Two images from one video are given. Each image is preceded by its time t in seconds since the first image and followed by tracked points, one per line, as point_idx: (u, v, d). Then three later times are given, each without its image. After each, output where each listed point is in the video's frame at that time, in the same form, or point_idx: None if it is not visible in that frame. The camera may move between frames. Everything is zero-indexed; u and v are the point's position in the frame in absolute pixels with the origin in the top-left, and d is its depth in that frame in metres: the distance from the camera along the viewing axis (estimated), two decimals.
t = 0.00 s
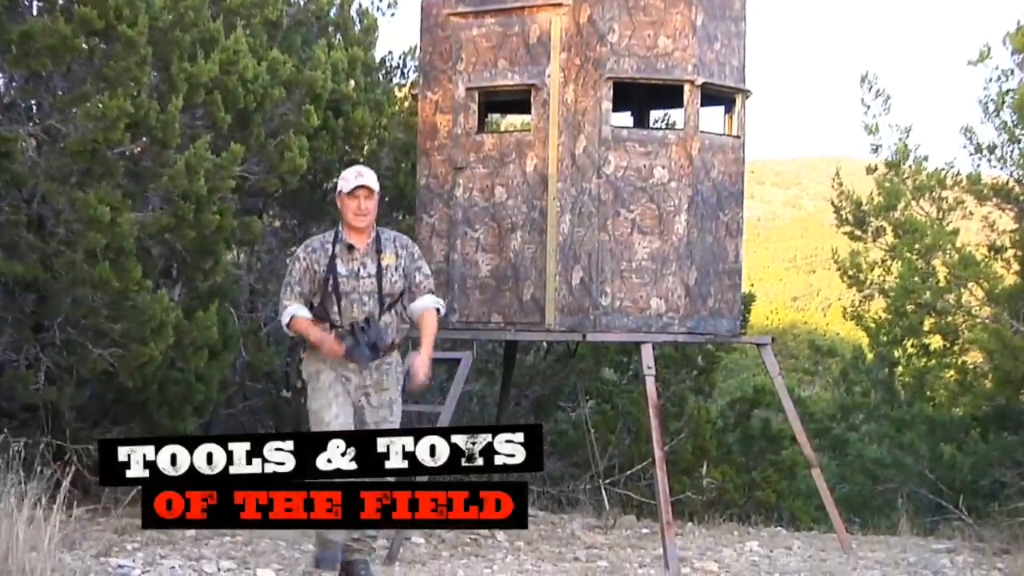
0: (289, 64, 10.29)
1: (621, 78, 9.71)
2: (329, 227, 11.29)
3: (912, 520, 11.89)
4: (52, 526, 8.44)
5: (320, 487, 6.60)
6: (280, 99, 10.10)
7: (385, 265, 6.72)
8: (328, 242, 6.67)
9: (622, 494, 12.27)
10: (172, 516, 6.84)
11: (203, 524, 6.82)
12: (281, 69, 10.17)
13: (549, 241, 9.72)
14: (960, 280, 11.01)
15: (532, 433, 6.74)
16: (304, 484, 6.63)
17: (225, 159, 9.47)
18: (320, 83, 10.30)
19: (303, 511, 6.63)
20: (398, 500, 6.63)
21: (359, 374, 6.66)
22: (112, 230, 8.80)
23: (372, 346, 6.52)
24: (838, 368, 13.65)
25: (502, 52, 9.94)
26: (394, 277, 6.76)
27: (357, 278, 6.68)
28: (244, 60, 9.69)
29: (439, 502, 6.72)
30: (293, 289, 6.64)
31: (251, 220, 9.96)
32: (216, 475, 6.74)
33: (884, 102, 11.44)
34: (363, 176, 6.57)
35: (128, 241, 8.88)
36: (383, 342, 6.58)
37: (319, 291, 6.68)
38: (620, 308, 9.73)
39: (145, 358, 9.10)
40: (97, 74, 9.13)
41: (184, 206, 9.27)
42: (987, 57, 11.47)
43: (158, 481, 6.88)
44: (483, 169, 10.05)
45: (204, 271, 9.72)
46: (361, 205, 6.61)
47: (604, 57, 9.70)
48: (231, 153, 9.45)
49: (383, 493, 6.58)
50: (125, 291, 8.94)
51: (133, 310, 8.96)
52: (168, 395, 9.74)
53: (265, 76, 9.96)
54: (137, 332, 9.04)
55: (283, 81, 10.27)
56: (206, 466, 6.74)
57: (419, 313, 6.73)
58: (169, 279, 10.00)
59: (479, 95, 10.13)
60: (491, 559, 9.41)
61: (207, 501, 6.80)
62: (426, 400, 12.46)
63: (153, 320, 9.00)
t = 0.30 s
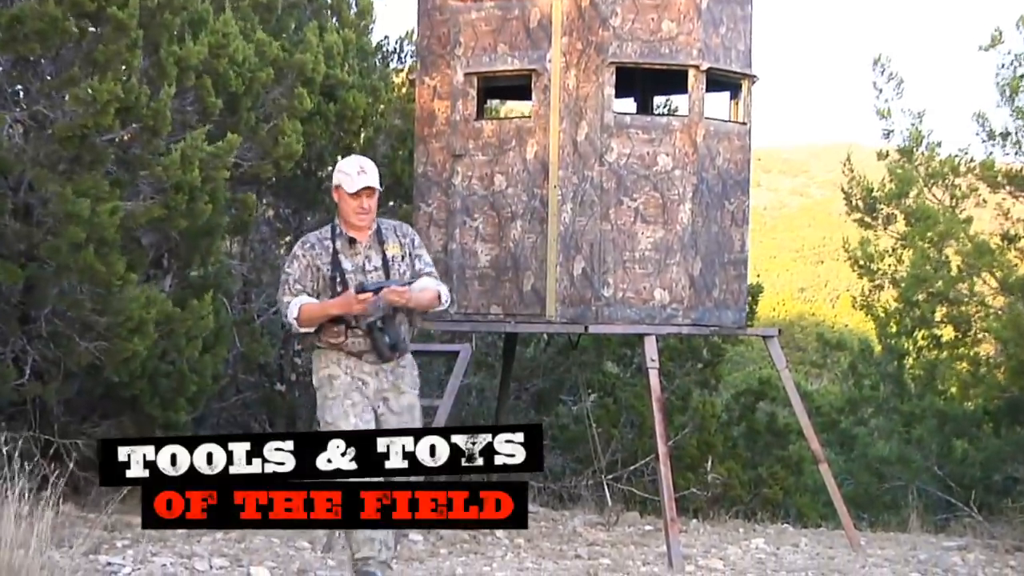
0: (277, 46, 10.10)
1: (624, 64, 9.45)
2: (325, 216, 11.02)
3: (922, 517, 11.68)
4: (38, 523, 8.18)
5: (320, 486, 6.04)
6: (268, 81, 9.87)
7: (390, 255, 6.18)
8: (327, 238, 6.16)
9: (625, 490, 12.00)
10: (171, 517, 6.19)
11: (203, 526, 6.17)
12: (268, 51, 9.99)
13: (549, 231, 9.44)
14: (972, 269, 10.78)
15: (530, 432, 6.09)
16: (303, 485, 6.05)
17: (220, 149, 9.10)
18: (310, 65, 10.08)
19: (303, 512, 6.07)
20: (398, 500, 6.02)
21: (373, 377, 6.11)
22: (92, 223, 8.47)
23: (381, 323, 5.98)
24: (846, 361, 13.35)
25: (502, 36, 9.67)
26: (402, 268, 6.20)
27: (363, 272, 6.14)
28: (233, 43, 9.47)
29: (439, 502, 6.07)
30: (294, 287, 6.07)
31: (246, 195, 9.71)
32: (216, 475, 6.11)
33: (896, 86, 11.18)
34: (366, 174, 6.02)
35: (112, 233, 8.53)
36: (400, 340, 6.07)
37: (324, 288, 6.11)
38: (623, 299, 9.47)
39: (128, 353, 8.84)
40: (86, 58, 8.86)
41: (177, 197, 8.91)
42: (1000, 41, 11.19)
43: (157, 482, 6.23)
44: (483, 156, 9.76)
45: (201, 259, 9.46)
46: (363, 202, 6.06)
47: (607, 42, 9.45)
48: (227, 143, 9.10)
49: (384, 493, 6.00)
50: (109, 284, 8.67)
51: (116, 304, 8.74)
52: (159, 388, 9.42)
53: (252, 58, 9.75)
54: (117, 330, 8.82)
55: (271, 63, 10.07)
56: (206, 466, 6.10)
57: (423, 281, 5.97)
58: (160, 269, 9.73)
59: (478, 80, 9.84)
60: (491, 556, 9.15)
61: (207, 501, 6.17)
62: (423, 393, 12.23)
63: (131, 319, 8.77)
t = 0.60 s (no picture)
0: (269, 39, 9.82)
1: (627, 58, 9.19)
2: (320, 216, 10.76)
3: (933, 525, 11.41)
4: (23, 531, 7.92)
5: (320, 486, 5.67)
6: (260, 76, 9.59)
7: (407, 239, 5.92)
8: (341, 215, 5.85)
9: (628, 496, 11.75)
10: (172, 517, 5.75)
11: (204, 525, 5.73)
12: (259, 44, 9.69)
13: (550, 229, 9.19)
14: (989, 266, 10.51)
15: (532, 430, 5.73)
16: (303, 485, 5.68)
17: (211, 148, 8.80)
18: (306, 62, 9.80)
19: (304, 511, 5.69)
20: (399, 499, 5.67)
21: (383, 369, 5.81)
22: (68, 223, 8.25)
23: (397, 311, 5.72)
24: (855, 363, 13.07)
25: (502, 30, 9.41)
26: (419, 252, 5.95)
27: (378, 254, 5.86)
28: (226, 37, 9.17)
29: (439, 501, 5.67)
30: (304, 265, 5.77)
31: (235, 201, 9.49)
32: (217, 475, 5.69)
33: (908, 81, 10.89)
34: (383, 150, 5.79)
35: (88, 231, 8.29)
36: (413, 328, 5.81)
37: (335, 268, 5.82)
38: (626, 300, 9.21)
39: (107, 362, 8.58)
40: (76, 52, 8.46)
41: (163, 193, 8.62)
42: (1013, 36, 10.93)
43: (158, 482, 5.79)
44: (483, 153, 9.51)
45: (181, 259, 9.20)
46: (379, 180, 5.81)
47: (610, 35, 9.16)
48: (217, 141, 8.80)
49: (384, 492, 5.65)
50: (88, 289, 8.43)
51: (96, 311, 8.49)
52: (150, 392, 9.19)
53: (243, 52, 9.49)
54: (98, 337, 8.57)
55: (262, 56, 9.80)
56: (207, 466, 5.69)
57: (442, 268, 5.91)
58: (150, 270, 9.46)
59: (477, 75, 9.59)
60: (490, 564, 8.89)
61: (208, 501, 5.73)
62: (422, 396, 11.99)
63: (111, 326, 8.50)
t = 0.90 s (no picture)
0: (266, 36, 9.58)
1: (630, 55, 8.98)
2: (317, 216, 10.58)
3: (942, 531, 11.22)
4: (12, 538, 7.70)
5: (320, 486, 5.31)
6: (256, 73, 9.39)
7: (434, 250, 5.64)
8: (369, 215, 5.63)
9: (631, 501, 11.56)
10: (171, 518, 5.43)
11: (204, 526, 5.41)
12: (257, 41, 9.43)
13: (551, 228, 9.02)
14: (997, 267, 10.36)
15: (533, 429, 5.35)
16: (302, 485, 5.31)
17: (198, 141, 8.57)
18: (302, 58, 9.60)
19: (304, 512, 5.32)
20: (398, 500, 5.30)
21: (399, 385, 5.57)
22: (68, 222, 8.09)
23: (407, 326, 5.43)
24: (862, 364, 12.87)
25: (501, 26, 9.22)
26: (445, 265, 5.67)
27: (400, 262, 5.61)
28: (222, 35, 8.98)
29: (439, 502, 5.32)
30: (322, 263, 5.61)
31: (228, 203, 9.28)
32: (216, 475, 5.36)
33: (914, 78, 10.66)
34: (420, 146, 5.58)
35: (88, 232, 8.13)
36: (427, 349, 5.50)
37: (353, 272, 5.63)
38: (628, 301, 9.01)
39: (109, 358, 8.34)
40: (66, 49, 8.26)
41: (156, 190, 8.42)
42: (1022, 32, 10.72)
43: (158, 482, 5.46)
44: (482, 151, 9.32)
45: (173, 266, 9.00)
46: (411, 180, 5.59)
47: (611, 31, 8.96)
48: (204, 135, 8.54)
49: (384, 492, 5.29)
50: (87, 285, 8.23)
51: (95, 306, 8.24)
52: (143, 396, 9.00)
53: (241, 49, 9.25)
54: (99, 332, 8.31)
55: (260, 54, 9.58)
56: (206, 466, 5.36)
57: (468, 294, 5.56)
58: (143, 270, 9.24)
59: (476, 72, 9.40)
60: (490, 571, 8.68)
61: (207, 501, 5.40)
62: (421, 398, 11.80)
63: (113, 320, 8.27)
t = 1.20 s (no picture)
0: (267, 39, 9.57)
1: (629, 55, 8.99)
2: (316, 216, 10.58)
3: (942, 531, 11.22)
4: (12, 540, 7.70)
5: (320, 486, 5.15)
6: (257, 76, 9.39)
7: (439, 236, 5.27)
8: (370, 206, 5.32)
9: (631, 501, 11.56)
10: (172, 518, 5.31)
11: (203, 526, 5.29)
12: (258, 45, 9.45)
13: (551, 229, 9.02)
14: (993, 272, 10.35)
15: (534, 429, 5.10)
16: (302, 485, 5.17)
17: (204, 146, 8.62)
18: (303, 58, 9.61)
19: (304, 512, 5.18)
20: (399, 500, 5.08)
21: (408, 377, 5.22)
22: (78, 220, 8.06)
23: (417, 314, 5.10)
24: (862, 365, 12.87)
25: (501, 26, 9.21)
26: (453, 251, 5.29)
27: (405, 253, 5.28)
28: (223, 38, 8.97)
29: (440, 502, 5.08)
30: (323, 260, 5.34)
31: (233, 196, 9.34)
32: (216, 475, 5.23)
33: (914, 79, 10.65)
34: (408, 130, 5.19)
35: (97, 231, 8.09)
36: (440, 337, 5.17)
37: (358, 266, 5.34)
38: (628, 302, 9.01)
39: (112, 358, 8.32)
40: (66, 53, 8.26)
41: (160, 196, 8.42)
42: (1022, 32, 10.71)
43: (158, 482, 5.36)
44: (482, 152, 9.32)
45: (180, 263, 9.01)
46: (405, 165, 5.22)
47: (611, 32, 8.97)
48: (211, 140, 8.60)
49: (384, 492, 5.08)
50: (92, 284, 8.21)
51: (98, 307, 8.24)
52: (143, 396, 8.99)
53: (242, 53, 9.25)
54: (102, 332, 8.29)
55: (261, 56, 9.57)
56: (206, 466, 5.23)
57: (477, 278, 5.16)
58: (143, 271, 9.22)
59: (476, 72, 9.40)
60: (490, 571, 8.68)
61: (207, 501, 5.28)
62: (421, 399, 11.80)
63: (116, 321, 8.26)
